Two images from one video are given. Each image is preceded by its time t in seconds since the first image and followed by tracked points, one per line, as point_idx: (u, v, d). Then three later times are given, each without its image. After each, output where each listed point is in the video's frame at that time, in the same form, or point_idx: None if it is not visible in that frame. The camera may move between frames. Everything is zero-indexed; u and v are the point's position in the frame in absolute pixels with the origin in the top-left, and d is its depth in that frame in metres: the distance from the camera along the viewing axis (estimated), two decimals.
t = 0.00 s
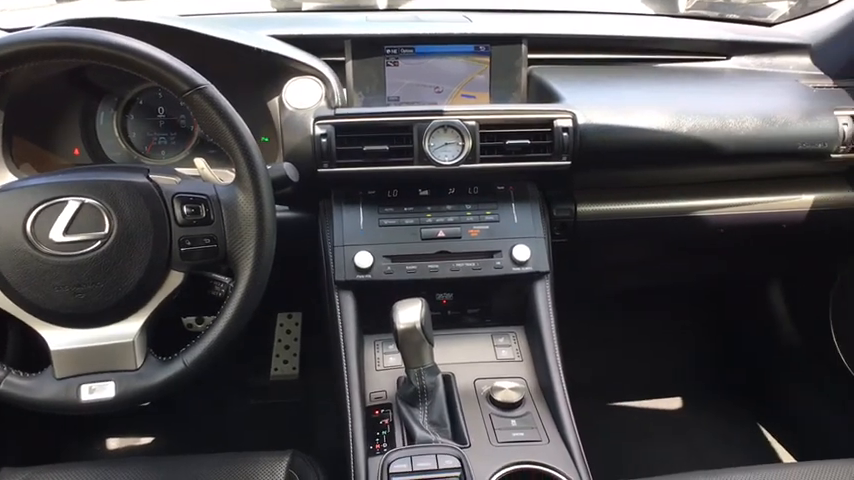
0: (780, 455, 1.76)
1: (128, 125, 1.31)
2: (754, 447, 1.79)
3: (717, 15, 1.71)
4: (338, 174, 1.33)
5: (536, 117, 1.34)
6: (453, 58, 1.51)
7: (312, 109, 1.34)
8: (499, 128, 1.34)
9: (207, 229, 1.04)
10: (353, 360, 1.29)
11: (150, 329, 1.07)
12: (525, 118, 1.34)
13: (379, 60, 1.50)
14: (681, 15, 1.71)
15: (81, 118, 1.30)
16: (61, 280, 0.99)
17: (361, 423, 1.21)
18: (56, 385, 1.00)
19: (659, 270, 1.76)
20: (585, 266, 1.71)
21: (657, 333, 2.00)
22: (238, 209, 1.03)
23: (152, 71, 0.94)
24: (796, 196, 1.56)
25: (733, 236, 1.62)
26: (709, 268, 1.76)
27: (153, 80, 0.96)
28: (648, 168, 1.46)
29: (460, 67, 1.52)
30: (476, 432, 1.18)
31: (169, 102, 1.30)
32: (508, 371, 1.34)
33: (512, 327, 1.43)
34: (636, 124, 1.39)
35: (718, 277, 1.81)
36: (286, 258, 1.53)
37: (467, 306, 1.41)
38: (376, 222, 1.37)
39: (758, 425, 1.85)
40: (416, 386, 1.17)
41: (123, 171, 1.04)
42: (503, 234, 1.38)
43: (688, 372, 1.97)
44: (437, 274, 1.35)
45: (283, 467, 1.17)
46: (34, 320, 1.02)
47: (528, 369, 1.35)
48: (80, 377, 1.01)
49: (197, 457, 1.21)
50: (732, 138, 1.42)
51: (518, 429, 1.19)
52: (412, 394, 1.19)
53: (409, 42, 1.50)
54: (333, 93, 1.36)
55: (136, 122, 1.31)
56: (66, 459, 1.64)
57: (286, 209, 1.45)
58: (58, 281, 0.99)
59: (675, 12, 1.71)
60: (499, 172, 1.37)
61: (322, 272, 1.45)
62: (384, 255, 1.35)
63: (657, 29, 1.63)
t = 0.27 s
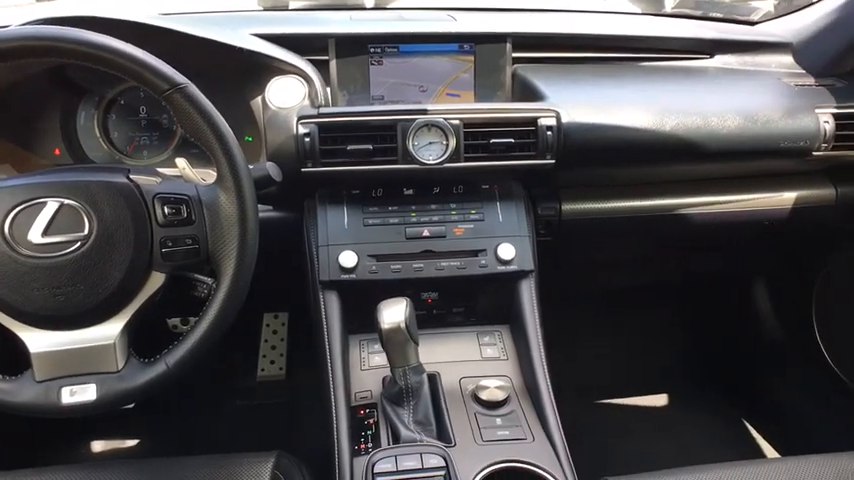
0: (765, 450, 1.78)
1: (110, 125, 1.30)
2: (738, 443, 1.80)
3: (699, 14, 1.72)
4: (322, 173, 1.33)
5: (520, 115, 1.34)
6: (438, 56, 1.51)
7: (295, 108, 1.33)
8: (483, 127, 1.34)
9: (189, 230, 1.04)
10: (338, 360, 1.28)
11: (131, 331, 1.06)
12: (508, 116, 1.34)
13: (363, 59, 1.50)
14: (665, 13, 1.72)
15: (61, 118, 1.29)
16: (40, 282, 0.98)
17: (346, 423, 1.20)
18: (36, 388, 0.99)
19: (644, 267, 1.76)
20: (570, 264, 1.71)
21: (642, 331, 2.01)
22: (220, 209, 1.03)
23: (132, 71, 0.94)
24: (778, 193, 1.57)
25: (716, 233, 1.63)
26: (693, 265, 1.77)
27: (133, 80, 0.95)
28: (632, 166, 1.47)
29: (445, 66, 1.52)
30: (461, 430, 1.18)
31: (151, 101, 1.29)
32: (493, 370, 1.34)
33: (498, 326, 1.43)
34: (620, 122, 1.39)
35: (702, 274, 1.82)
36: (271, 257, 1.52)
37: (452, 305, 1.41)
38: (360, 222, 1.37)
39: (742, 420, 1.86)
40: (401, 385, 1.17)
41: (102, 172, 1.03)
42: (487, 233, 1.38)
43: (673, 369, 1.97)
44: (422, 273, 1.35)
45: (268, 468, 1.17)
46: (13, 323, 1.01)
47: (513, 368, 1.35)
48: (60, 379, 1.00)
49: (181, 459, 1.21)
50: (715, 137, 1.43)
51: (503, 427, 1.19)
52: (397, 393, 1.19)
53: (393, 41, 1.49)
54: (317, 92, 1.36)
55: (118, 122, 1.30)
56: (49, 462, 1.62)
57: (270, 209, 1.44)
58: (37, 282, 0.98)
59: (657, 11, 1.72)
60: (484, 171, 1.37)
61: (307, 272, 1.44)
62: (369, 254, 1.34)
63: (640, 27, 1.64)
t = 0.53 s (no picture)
0: (749, 446, 1.79)
1: (90, 125, 1.29)
2: (723, 439, 1.81)
3: (682, 12, 1.73)
4: (305, 173, 1.32)
5: (504, 115, 1.34)
6: (422, 55, 1.50)
7: (277, 108, 1.32)
8: (467, 126, 1.34)
9: (169, 231, 1.03)
10: (323, 361, 1.28)
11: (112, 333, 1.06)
12: (492, 115, 1.34)
13: (347, 58, 1.49)
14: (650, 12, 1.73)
15: (41, 118, 1.27)
16: (18, 285, 0.97)
17: (330, 423, 1.20)
18: (15, 392, 0.98)
19: (628, 265, 1.77)
20: (555, 262, 1.71)
21: (627, 328, 2.01)
22: (201, 210, 1.02)
23: (111, 70, 0.93)
24: (761, 190, 1.58)
25: (699, 230, 1.64)
26: (677, 262, 1.78)
27: (111, 79, 0.94)
28: (616, 165, 1.47)
29: (430, 65, 1.51)
30: (446, 430, 1.18)
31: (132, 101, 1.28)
32: (478, 369, 1.34)
33: (483, 324, 1.43)
34: (604, 121, 1.40)
35: (685, 272, 1.83)
36: (256, 256, 1.52)
37: (437, 305, 1.41)
38: (344, 221, 1.36)
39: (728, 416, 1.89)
40: (386, 385, 1.17)
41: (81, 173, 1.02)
42: (472, 232, 1.38)
43: (658, 366, 1.98)
44: (406, 273, 1.35)
45: (253, 469, 1.16)
46: None
47: (499, 366, 1.35)
48: (40, 383, 0.99)
49: (164, 462, 1.20)
50: (697, 135, 1.43)
51: (488, 426, 1.19)
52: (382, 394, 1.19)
53: (378, 40, 1.49)
54: (299, 91, 1.36)
55: (98, 122, 1.29)
56: (30, 465, 1.61)
57: (254, 209, 1.44)
58: (15, 285, 0.97)
59: (641, 9, 1.71)
60: (468, 170, 1.37)
61: (291, 272, 1.43)
62: (353, 254, 1.34)
63: (624, 26, 1.64)
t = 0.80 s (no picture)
0: (731, 441, 1.80)
1: (69, 125, 1.28)
2: (705, 435, 1.82)
3: (664, 10, 1.73)
4: (286, 173, 1.31)
5: (486, 113, 1.34)
6: (404, 54, 1.50)
7: (258, 107, 1.32)
8: (449, 125, 1.33)
9: (148, 232, 1.02)
10: (305, 361, 1.27)
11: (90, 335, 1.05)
12: (474, 114, 1.34)
13: (328, 56, 1.48)
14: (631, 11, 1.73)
15: (17, 118, 1.25)
16: None
17: (313, 424, 1.19)
18: None
19: (611, 262, 1.78)
20: (538, 259, 1.72)
21: (610, 326, 2.02)
22: (180, 210, 1.01)
23: (87, 70, 0.92)
24: (742, 188, 1.59)
25: (681, 228, 1.64)
26: (659, 259, 1.79)
27: (87, 79, 0.93)
28: (598, 164, 1.47)
29: (411, 63, 1.50)
30: (429, 430, 1.17)
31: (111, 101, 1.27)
32: (461, 368, 1.34)
33: (466, 324, 1.43)
34: (585, 119, 1.40)
35: (668, 269, 1.84)
36: (238, 257, 1.51)
37: (420, 304, 1.41)
38: (326, 221, 1.36)
39: (710, 412, 1.89)
40: (369, 385, 1.16)
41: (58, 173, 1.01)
42: (454, 231, 1.38)
43: (642, 363, 1.99)
44: (389, 272, 1.34)
45: (236, 471, 1.15)
46: None
47: (482, 365, 1.35)
48: (18, 386, 0.99)
49: (145, 464, 1.18)
50: (678, 133, 1.44)
51: (471, 425, 1.19)
52: (365, 394, 1.19)
53: (360, 39, 1.49)
54: (280, 91, 1.35)
55: (77, 122, 1.28)
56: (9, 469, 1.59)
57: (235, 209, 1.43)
58: None
59: (622, 7, 1.72)
60: (450, 169, 1.37)
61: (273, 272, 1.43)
62: (336, 254, 1.34)
63: (606, 24, 1.65)
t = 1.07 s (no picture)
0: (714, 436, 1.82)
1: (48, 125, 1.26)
2: (689, 431, 1.84)
3: (647, 9, 1.73)
4: (269, 172, 1.31)
5: (469, 112, 1.34)
6: (388, 52, 1.50)
7: (240, 106, 1.32)
8: (432, 124, 1.33)
9: (128, 232, 1.01)
10: (289, 361, 1.27)
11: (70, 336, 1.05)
12: (457, 113, 1.34)
13: (312, 56, 1.48)
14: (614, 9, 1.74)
15: None
16: None
17: (297, 424, 1.19)
18: None
19: (595, 260, 1.79)
20: (523, 257, 1.72)
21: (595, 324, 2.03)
22: (160, 210, 1.00)
23: (65, 70, 0.91)
24: (724, 185, 1.60)
25: (665, 225, 1.65)
26: (643, 256, 1.80)
27: (65, 79, 0.92)
28: (581, 162, 1.48)
29: (395, 62, 1.50)
30: (413, 429, 1.17)
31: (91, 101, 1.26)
32: (446, 367, 1.34)
33: (450, 322, 1.43)
34: (568, 117, 1.41)
35: (651, 266, 1.85)
36: (222, 257, 1.50)
37: (405, 303, 1.41)
38: (310, 220, 1.35)
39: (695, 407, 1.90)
40: (352, 385, 1.16)
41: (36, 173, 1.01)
42: (438, 230, 1.38)
43: (626, 360, 2.00)
44: (372, 271, 1.34)
45: (219, 471, 1.15)
46: None
47: (466, 364, 1.35)
48: None
49: (128, 466, 1.18)
50: (660, 131, 1.45)
51: (455, 424, 1.19)
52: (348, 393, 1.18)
53: (344, 38, 1.48)
54: (262, 90, 1.35)
55: (57, 121, 1.27)
56: None
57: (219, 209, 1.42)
58: None
59: (607, 5, 1.71)
60: (433, 168, 1.37)
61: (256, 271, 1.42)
62: (319, 253, 1.33)
63: (589, 23, 1.65)
